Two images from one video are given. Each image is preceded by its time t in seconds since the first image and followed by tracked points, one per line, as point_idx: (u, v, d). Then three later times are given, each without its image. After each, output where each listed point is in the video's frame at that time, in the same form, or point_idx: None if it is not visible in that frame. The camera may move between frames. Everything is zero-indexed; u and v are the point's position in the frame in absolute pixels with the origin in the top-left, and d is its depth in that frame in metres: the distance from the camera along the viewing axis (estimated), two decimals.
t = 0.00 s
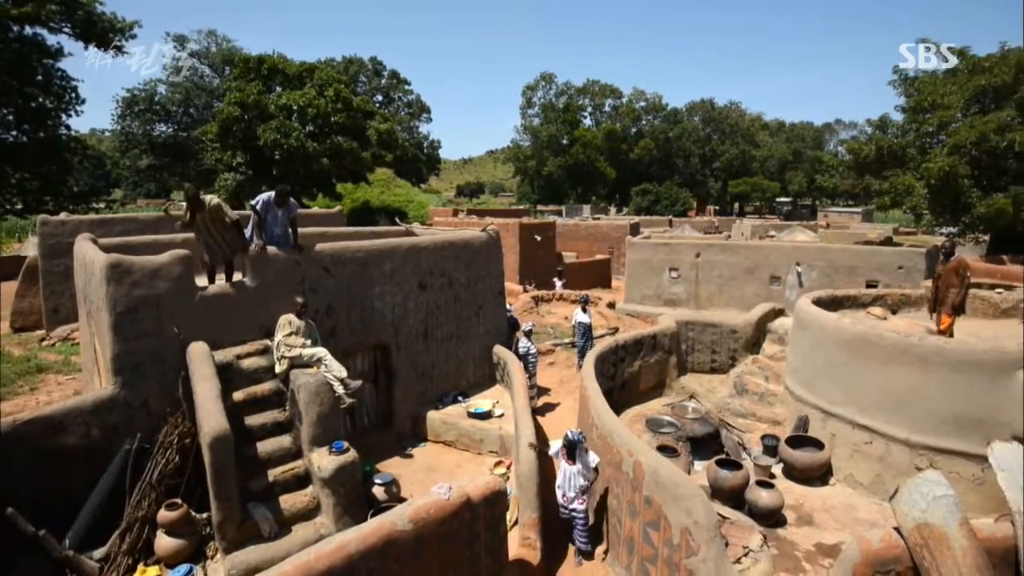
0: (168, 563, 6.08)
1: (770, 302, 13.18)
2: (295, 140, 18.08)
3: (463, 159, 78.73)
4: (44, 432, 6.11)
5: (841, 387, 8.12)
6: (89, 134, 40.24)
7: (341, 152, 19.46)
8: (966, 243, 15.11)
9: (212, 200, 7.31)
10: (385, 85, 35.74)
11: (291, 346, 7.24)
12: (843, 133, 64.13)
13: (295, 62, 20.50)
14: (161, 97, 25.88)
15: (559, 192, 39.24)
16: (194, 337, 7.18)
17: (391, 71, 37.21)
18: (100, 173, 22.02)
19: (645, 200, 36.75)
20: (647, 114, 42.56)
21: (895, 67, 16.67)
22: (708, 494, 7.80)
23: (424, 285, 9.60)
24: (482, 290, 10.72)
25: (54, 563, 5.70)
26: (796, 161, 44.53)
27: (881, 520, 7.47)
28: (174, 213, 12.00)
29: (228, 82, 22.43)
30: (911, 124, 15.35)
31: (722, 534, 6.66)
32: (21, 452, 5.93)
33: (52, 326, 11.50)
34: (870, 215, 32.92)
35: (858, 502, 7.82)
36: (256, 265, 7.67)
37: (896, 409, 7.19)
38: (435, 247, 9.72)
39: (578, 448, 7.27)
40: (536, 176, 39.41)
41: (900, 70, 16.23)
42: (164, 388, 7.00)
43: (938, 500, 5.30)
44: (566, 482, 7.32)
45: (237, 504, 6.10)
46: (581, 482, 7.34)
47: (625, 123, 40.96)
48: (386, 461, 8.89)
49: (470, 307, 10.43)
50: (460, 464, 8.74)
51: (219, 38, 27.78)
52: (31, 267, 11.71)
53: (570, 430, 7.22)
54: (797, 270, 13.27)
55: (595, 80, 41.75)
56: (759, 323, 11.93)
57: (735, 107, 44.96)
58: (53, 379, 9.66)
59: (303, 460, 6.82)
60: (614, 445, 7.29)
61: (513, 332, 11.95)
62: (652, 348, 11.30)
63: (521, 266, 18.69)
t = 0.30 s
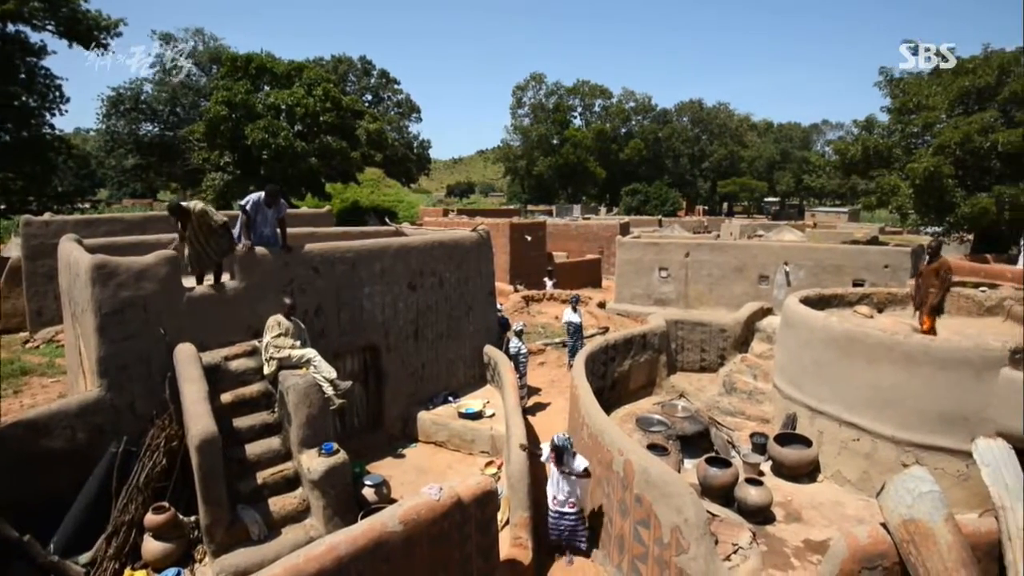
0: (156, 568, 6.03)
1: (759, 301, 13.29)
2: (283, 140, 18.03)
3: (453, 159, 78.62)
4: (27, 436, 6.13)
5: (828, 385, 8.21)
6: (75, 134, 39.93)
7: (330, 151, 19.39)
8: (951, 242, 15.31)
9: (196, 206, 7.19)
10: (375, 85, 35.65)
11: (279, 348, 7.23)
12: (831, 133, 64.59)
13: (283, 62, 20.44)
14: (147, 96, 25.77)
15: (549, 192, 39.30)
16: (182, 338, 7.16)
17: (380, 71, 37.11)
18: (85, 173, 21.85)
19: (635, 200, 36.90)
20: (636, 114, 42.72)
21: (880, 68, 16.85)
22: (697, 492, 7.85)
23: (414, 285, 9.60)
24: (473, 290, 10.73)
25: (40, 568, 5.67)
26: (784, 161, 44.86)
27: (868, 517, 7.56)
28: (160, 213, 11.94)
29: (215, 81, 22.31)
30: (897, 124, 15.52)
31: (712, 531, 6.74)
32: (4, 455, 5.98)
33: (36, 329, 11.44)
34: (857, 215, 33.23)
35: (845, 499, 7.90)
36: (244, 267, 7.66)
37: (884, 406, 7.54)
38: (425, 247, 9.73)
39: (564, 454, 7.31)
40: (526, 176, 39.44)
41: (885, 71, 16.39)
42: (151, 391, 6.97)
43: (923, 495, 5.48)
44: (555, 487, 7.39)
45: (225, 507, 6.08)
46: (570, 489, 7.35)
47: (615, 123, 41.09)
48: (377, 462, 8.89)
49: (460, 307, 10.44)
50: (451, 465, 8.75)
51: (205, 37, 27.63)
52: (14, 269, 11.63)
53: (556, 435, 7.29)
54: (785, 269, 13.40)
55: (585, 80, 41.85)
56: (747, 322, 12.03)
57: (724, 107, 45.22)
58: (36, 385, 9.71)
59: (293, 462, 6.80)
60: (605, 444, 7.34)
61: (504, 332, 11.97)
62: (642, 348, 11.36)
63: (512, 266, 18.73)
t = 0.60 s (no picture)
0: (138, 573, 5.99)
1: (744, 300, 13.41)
2: (267, 139, 17.90)
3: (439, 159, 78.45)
4: (4, 440, 6.07)
5: (811, 383, 8.31)
6: (55, 133, 39.42)
7: (314, 151, 19.31)
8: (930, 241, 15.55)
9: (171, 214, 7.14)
10: (360, 84, 35.49)
11: (263, 349, 7.18)
12: (813, 134, 65.23)
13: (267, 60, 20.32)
14: (128, 94, 25.59)
15: (535, 192, 39.34)
16: (164, 340, 7.10)
17: (365, 70, 36.95)
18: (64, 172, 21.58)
19: (621, 200, 37.04)
20: (622, 114, 42.90)
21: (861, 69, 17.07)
22: (683, 489, 7.90)
23: (400, 285, 9.59)
24: (459, 290, 10.74)
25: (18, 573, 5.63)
26: (767, 161, 45.28)
27: (851, 512, 7.66)
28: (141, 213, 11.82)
29: (197, 79, 22.14)
30: (878, 125, 15.73)
31: (698, 529, 6.82)
32: None
33: (13, 330, 11.28)
34: (839, 215, 33.60)
35: (829, 495, 7.99)
36: (226, 267, 7.61)
37: (866, 402, 7.67)
38: (411, 246, 9.72)
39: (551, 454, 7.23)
40: (513, 176, 39.44)
41: (866, 72, 16.60)
42: (133, 394, 6.89)
43: (904, 490, 5.57)
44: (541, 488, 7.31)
45: (209, 511, 6.05)
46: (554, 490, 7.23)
47: (601, 123, 41.22)
48: (363, 463, 8.87)
49: (447, 307, 10.45)
50: (438, 465, 8.75)
51: (187, 35, 27.42)
52: None
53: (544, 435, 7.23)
54: (769, 268, 13.54)
55: (570, 80, 41.94)
56: (732, 320, 12.13)
57: (708, 108, 45.53)
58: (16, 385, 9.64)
59: (278, 464, 6.77)
60: (591, 443, 7.39)
61: (490, 333, 11.98)
62: (628, 346, 11.42)
63: (498, 266, 18.75)
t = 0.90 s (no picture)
0: None
1: (729, 299, 13.53)
2: (251, 138, 17.77)
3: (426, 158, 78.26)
4: None
5: (795, 380, 8.40)
6: (34, 132, 38.89)
7: (299, 150, 19.24)
8: (911, 240, 15.79)
9: (154, 219, 7.17)
10: (345, 82, 35.32)
11: (249, 350, 7.15)
12: (798, 134, 65.75)
13: (250, 58, 20.21)
14: (109, 93, 25.40)
15: (523, 192, 39.36)
16: (146, 342, 7.06)
17: (351, 68, 36.76)
18: (43, 171, 21.34)
19: (608, 200, 37.19)
20: (608, 114, 43.05)
21: (844, 71, 17.26)
22: (670, 487, 7.95)
23: (387, 285, 9.59)
24: (446, 290, 10.74)
25: None
26: (752, 161, 45.63)
27: (835, 508, 7.76)
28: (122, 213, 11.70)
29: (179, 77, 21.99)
30: (860, 126, 15.92)
31: (685, 526, 6.87)
32: None
33: None
34: (822, 214, 33.97)
35: (813, 490, 8.08)
36: (210, 267, 7.57)
37: (848, 398, 7.78)
38: (397, 246, 9.70)
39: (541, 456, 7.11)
40: (500, 176, 39.44)
41: (848, 73, 16.78)
42: (114, 396, 6.85)
43: (887, 485, 5.60)
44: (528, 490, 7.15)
45: (193, 515, 6.01)
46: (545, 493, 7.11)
47: (588, 123, 41.33)
48: (350, 465, 8.85)
49: (434, 307, 10.45)
50: (426, 466, 8.75)
51: (170, 32, 27.21)
52: None
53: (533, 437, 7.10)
54: (753, 267, 13.67)
55: (557, 80, 41.99)
56: (718, 319, 12.23)
57: (693, 108, 45.81)
58: None
59: (263, 467, 6.74)
60: (579, 441, 7.43)
61: (478, 333, 12.00)
62: (615, 345, 11.48)
63: (485, 266, 18.76)
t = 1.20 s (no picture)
0: None
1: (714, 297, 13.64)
2: (234, 137, 17.63)
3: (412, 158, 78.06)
4: None
5: (779, 378, 8.49)
6: (12, 129, 38.35)
7: (283, 149, 19.18)
8: (892, 239, 16.02)
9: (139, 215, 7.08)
10: (330, 81, 35.15)
11: (233, 352, 7.10)
12: (782, 134, 66.30)
13: (233, 56, 20.08)
14: (89, 91, 25.15)
15: (509, 191, 39.35)
16: (127, 344, 7.01)
17: (336, 67, 36.58)
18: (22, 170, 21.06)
19: (595, 199, 37.35)
20: (594, 114, 43.20)
21: (826, 72, 17.45)
22: (657, 484, 8.01)
23: (373, 285, 9.58)
24: (433, 290, 10.74)
25: None
26: (737, 161, 45.95)
27: (819, 503, 7.86)
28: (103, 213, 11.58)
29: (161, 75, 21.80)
30: (842, 127, 16.10)
31: (671, 523, 6.93)
32: None
33: None
34: (806, 214, 34.34)
35: (797, 486, 8.19)
36: (192, 268, 7.52)
37: (831, 394, 7.89)
38: (384, 246, 9.70)
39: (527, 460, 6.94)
40: (486, 175, 39.44)
41: (831, 74, 16.97)
42: (95, 399, 6.80)
43: (870, 481, 5.73)
44: (516, 496, 6.99)
45: (177, 519, 5.99)
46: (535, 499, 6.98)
47: (574, 123, 41.44)
48: (337, 466, 8.83)
49: (421, 307, 10.45)
50: (414, 466, 8.76)
51: (151, 29, 26.97)
52: None
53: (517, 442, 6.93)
54: (738, 266, 13.81)
55: (543, 79, 42.03)
56: (703, 318, 12.33)
57: (678, 108, 46.09)
58: None
59: (248, 469, 6.71)
60: (567, 440, 7.47)
61: (465, 332, 12.01)
62: (602, 344, 11.55)
63: (472, 265, 18.76)
